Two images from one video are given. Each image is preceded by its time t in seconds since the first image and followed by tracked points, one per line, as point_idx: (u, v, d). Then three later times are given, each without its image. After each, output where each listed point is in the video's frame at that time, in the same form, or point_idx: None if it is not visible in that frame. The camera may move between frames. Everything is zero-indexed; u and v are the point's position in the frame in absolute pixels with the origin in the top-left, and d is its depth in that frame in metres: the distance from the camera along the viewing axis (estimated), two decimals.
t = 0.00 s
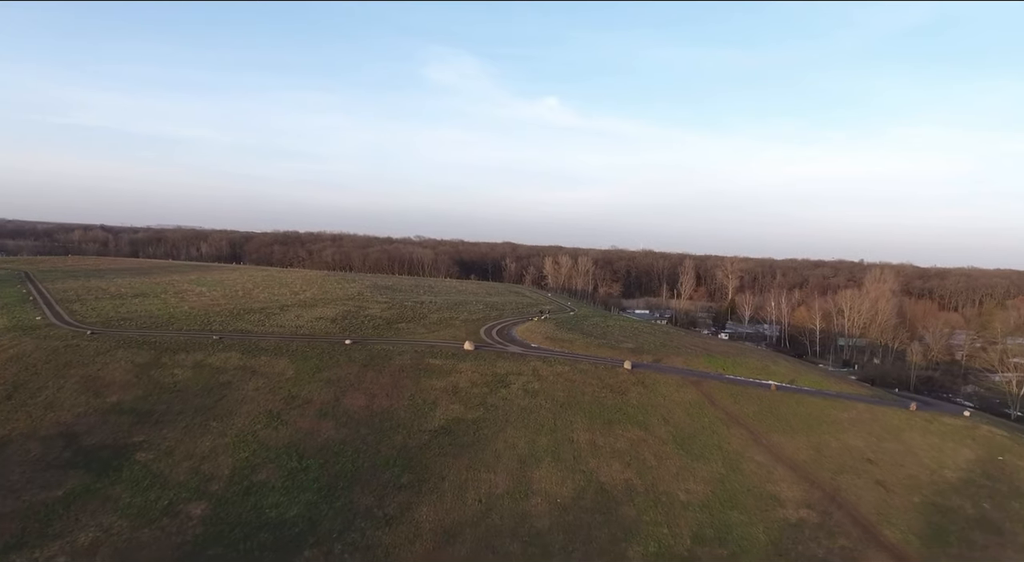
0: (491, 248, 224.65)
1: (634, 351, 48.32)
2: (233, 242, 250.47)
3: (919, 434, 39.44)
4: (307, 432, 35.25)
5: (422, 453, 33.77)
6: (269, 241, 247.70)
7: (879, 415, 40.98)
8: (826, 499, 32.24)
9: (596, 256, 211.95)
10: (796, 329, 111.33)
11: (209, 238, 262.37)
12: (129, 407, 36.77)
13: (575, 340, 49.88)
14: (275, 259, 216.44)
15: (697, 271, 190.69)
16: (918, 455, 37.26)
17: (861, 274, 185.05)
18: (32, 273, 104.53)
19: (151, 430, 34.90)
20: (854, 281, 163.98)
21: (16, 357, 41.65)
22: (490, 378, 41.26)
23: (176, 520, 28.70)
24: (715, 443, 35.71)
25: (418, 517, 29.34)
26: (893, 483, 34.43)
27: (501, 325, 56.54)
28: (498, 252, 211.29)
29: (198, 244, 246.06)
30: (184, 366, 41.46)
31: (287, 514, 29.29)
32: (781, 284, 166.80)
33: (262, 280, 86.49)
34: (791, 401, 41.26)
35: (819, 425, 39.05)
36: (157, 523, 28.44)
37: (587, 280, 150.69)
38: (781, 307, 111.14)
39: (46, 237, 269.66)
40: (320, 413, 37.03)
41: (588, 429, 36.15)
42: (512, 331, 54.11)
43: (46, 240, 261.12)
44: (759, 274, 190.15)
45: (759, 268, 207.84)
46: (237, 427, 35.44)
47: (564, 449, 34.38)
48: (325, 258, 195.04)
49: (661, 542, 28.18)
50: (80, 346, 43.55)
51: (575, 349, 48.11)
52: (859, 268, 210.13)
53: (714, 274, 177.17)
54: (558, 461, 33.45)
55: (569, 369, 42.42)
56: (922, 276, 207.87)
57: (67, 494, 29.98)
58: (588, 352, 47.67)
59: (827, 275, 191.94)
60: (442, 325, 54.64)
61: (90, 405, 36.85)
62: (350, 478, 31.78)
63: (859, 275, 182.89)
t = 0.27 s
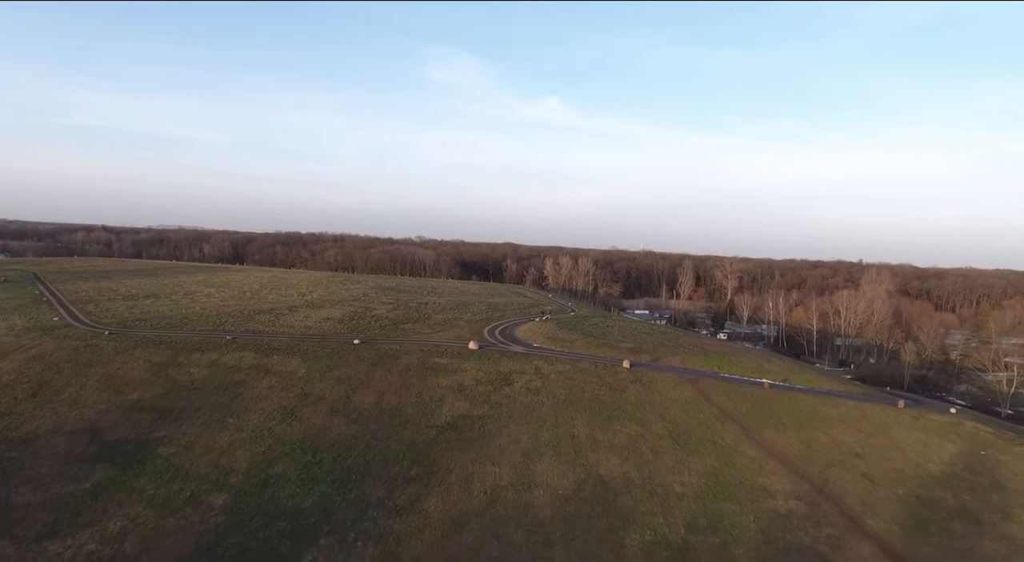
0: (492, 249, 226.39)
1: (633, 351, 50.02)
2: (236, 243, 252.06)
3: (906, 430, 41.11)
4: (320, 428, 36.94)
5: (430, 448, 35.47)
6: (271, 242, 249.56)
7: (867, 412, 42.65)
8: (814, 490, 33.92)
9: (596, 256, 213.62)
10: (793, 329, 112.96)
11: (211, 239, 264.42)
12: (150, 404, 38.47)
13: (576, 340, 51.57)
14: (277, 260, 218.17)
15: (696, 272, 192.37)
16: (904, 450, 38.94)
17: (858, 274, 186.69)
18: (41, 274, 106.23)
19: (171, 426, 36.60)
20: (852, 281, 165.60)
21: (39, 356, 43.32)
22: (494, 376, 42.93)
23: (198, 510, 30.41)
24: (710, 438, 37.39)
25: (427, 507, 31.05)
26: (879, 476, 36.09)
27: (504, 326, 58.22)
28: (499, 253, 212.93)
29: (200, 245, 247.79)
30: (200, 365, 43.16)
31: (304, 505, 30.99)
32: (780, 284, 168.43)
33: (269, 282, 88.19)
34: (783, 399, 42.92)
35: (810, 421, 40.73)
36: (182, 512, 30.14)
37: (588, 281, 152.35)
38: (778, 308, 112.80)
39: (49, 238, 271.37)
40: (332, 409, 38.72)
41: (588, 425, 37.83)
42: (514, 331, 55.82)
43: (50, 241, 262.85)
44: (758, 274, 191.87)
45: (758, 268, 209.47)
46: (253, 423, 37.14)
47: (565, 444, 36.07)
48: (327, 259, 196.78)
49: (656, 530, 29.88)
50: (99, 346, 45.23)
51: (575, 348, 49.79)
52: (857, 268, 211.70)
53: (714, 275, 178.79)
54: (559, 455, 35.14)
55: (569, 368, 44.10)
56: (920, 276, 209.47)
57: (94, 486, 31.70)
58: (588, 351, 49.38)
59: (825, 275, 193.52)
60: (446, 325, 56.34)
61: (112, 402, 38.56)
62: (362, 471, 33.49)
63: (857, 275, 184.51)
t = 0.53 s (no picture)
0: (494, 250, 228.55)
1: (632, 350, 52.20)
2: (240, 244, 254.21)
3: (891, 426, 43.16)
4: (334, 423, 39.06)
5: (439, 442, 37.56)
6: (274, 243, 251.81)
7: (855, 408, 44.74)
8: (801, 482, 36.00)
9: (597, 258, 215.70)
10: (790, 330, 115.02)
11: (215, 240, 267.23)
12: (173, 401, 40.61)
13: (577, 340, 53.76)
14: (281, 261, 220.48)
15: (696, 273, 194.50)
16: (888, 444, 41.00)
17: (856, 275, 188.63)
18: (53, 275, 108.52)
19: (194, 421, 38.74)
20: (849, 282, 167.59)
21: (65, 355, 45.45)
22: (498, 375, 45.03)
23: (224, 499, 32.53)
24: (703, 433, 39.49)
25: (437, 497, 33.14)
26: (864, 468, 38.17)
27: (507, 326, 60.39)
28: (501, 254, 214.87)
29: (204, 246, 250.50)
30: (218, 364, 45.29)
31: (321, 494, 33.09)
32: (779, 285, 170.41)
33: (277, 283, 90.38)
34: (774, 396, 45.02)
35: (799, 417, 42.81)
36: (208, 502, 32.27)
37: (588, 282, 154.42)
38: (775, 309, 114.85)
39: (54, 239, 273.44)
40: (345, 406, 40.83)
41: (588, 420, 39.93)
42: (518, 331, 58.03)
43: (54, 242, 265.13)
44: (757, 275, 193.91)
45: (757, 269, 211.54)
46: (272, 418, 39.27)
47: (566, 438, 38.17)
48: (331, 260, 199.07)
49: (652, 519, 31.95)
50: (121, 345, 47.38)
51: (577, 348, 51.97)
52: (855, 269, 213.66)
53: (713, 276, 180.77)
54: (561, 449, 37.23)
55: (570, 367, 46.21)
56: (918, 277, 211.45)
57: (125, 476, 33.86)
58: (589, 351, 51.56)
59: (823, 276, 195.61)
60: (452, 326, 58.46)
61: (137, 399, 40.70)
62: (376, 463, 35.59)
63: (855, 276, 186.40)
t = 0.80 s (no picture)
0: (495, 250, 230.15)
1: (630, 350, 53.94)
2: (242, 245, 255.80)
3: (880, 423, 44.84)
4: (345, 419, 40.75)
5: (446, 437, 39.24)
6: (277, 244, 253.37)
7: (845, 405, 46.44)
8: (792, 476, 37.68)
9: (597, 258, 217.22)
10: (788, 330, 116.67)
11: (217, 240, 268.93)
12: (190, 398, 42.30)
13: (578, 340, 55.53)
14: (284, 262, 222.08)
15: (696, 273, 196.12)
16: (877, 440, 42.69)
17: (855, 275, 190.15)
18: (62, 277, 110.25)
19: (211, 418, 40.42)
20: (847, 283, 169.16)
21: (84, 354, 47.12)
22: (502, 373, 46.73)
23: (242, 491, 34.20)
24: (699, 429, 41.15)
25: (445, 489, 34.82)
26: (852, 463, 39.86)
27: (509, 327, 62.13)
28: (502, 254, 216.35)
29: (206, 247, 252.08)
30: (232, 363, 46.98)
31: (334, 487, 34.77)
32: (778, 285, 171.98)
33: (283, 284, 92.07)
34: (768, 394, 46.71)
35: (792, 414, 44.49)
36: (227, 494, 33.93)
37: (588, 282, 156.02)
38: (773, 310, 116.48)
39: (58, 240, 275.06)
40: (355, 403, 42.51)
41: (588, 417, 41.63)
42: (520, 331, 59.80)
43: (57, 242, 266.65)
44: (756, 275, 195.49)
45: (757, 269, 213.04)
46: (285, 415, 40.94)
47: (567, 434, 39.85)
48: (333, 260, 200.63)
49: (649, 510, 33.62)
50: (137, 345, 49.05)
51: (577, 348, 53.73)
52: (854, 269, 215.30)
53: (712, 277, 182.37)
54: (562, 444, 38.90)
55: (571, 366, 47.91)
56: (916, 277, 213.05)
57: (148, 470, 35.52)
58: (589, 350, 53.31)
59: (821, 277, 197.25)
60: (456, 326, 60.17)
61: (155, 397, 42.38)
62: (385, 458, 37.27)
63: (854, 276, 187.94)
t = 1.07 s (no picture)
0: (496, 251, 231.66)
1: (630, 349, 55.65)
2: (245, 245, 256.93)
3: (870, 420, 46.49)
4: (355, 416, 42.46)
5: (452, 433, 40.93)
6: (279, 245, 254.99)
7: (837, 403, 48.10)
8: (784, 470, 39.35)
9: (598, 259, 218.72)
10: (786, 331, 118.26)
11: (220, 240, 270.61)
12: (206, 396, 44.01)
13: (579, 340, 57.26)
14: (286, 262, 223.68)
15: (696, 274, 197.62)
16: (866, 437, 44.36)
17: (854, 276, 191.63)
18: (70, 278, 111.93)
19: (227, 414, 42.12)
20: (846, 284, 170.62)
21: (102, 354, 48.82)
22: (506, 372, 48.43)
23: (258, 484, 35.90)
24: (695, 426, 42.81)
25: (452, 482, 36.51)
26: (842, 458, 41.51)
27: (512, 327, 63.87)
28: (503, 255, 217.78)
29: (209, 247, 253.62)
30: (245, 362, 48.70)
31: (347, 480, 36.47)
32: (776, 286, 173.55)
33: (289, 285, 93.75)
34: (762, 393, 48.38)
35: (785, 412, 46.15)
36: (245, 487, 35.62)
37: (589, 283, 157.54)
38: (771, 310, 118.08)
39: (62, 240, 276.74)
40: (364, 401, 44.22)
41: (588, 414, 43.31)
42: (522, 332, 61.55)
43: (61, 243, 268.37)
44: (755, 276, 197.02)
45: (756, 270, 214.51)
46: (297, 412, 42.65)
47: (569, 430, 41.52)
48: (336, 261, 202.14)
49: (646, 502, 35.30)
50: (153, 345, 50.75)
51: (578, 347, 55.44)
52: (852, 270, 216.89)
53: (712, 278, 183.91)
54: (564, 440, 40.58)
55: (572, 365, 49.57)
56: (914, 277, 214.54)
57: (168, 464, 37.22)
58: (590, 350, 55.02)
59: (820, 277, 198.68)
60: (460, 327, 61.91)
61: (172, 394, 44.09)
62: (394, 453, 38.96)
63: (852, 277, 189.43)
